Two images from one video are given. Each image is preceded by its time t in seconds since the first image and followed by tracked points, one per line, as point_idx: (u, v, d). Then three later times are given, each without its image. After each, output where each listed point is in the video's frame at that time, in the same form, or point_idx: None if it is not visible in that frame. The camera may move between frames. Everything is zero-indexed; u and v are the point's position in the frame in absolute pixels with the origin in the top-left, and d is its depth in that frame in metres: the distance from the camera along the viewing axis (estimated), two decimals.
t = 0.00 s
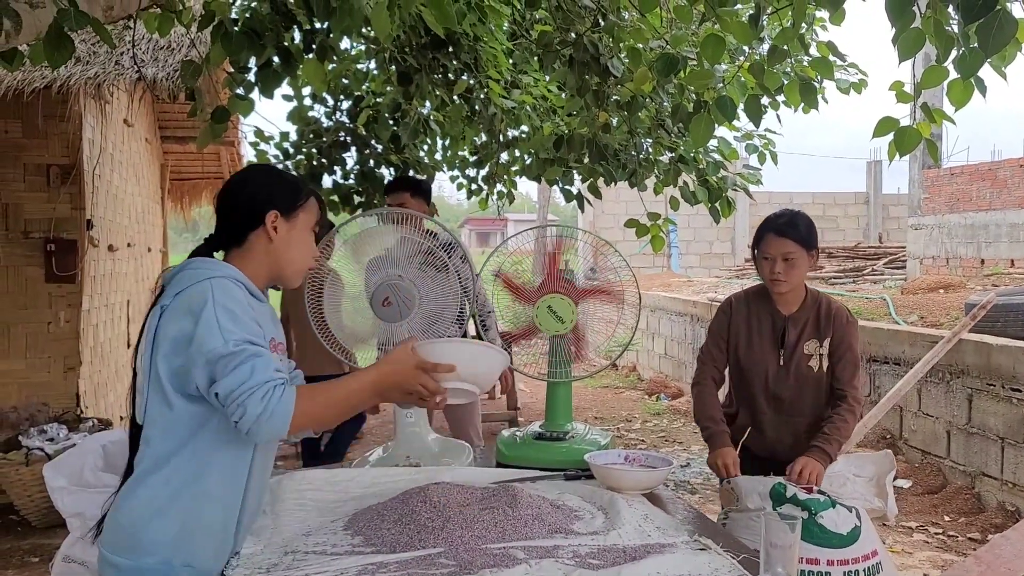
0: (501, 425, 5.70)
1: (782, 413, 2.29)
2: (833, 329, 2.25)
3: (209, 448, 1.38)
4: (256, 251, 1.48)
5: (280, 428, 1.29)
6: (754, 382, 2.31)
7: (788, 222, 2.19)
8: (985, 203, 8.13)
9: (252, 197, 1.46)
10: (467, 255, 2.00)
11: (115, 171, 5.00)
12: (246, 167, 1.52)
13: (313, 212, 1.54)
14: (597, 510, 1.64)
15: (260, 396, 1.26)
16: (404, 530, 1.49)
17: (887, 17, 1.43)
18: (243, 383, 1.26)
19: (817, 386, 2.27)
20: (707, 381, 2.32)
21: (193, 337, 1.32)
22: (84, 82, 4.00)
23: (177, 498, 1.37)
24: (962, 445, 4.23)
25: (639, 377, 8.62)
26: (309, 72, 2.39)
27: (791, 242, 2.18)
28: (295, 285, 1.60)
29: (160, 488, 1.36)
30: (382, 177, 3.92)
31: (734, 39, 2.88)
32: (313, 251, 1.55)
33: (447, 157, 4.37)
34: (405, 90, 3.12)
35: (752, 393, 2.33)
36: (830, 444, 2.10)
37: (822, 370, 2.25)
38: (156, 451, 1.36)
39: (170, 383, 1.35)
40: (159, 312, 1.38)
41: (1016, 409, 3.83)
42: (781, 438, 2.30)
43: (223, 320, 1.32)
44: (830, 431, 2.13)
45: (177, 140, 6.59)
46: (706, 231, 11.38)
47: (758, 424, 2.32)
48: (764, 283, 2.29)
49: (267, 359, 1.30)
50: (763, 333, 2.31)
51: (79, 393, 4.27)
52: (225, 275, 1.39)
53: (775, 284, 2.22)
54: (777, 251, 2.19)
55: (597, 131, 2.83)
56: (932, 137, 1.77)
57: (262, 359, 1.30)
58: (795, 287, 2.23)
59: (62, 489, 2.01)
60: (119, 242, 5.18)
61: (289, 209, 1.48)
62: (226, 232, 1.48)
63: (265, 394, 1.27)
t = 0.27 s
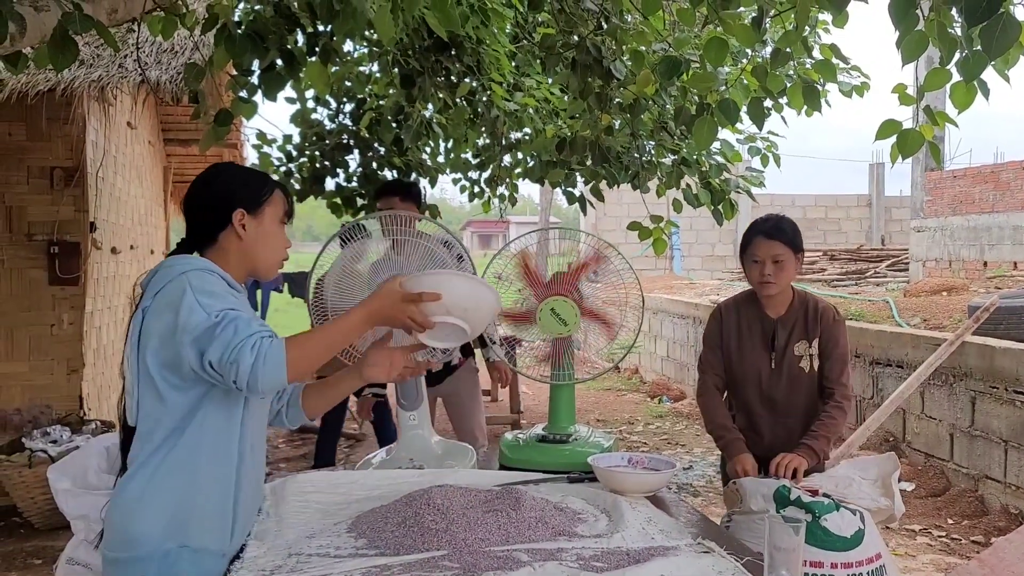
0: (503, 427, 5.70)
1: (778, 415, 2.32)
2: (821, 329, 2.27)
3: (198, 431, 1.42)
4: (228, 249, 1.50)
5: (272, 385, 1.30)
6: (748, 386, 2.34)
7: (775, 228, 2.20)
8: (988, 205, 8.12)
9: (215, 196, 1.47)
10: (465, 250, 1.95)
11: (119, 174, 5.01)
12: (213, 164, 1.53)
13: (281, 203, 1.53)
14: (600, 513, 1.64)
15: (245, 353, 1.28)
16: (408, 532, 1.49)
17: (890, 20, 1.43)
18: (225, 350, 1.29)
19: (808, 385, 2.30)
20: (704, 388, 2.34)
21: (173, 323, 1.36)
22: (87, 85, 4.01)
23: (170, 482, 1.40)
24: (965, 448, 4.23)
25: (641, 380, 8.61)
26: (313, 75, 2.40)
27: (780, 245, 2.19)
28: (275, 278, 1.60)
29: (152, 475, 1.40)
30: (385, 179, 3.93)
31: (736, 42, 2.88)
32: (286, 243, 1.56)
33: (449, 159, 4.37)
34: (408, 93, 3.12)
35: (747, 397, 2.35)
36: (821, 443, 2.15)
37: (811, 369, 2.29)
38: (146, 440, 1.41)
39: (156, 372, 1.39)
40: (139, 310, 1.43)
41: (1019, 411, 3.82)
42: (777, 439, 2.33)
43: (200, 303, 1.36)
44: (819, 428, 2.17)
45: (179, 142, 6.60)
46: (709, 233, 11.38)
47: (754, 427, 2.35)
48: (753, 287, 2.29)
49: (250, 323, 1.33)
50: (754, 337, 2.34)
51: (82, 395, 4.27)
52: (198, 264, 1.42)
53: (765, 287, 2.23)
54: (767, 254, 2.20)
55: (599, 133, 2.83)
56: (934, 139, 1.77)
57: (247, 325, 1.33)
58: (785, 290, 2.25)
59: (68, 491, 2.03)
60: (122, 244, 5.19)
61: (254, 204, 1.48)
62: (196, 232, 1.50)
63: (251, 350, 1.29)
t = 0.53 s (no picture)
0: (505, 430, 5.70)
1: (776, 420, 2.33)
2: (813, 332, 2.29)
3: (193, 422, 1.43)
4: (210, 253, 1.50)
5: (266, 356, 1.30)
6: (745, 392, 2.35)
7: (771, 235, 2.21)
8: (990, 210, 8.11)
9: (192, 201, 1.48)
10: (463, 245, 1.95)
11: (121, 176, 5.02)
12: (193, 171, 1.54)
13: (258, 201, 1.52)
14: (602, 517, 1.64)
15: (236, 328, 1.29)
16: (410, 535, 1.49)
17: (893, 25, 1.43)
18: (216, 330, 1.30)
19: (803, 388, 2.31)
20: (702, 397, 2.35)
21: (164, 313, 1.37)
22: (91, 88, 4.02)
23: (167, 472, 1.41)
24: (968, 453, 4.22)
25: (643, 383, 8.61)
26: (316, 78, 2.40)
27: (778, 251, 2.20)
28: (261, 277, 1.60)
29: (149, 466, 1.41)
30: (387, 182, 3.95)
31: (739, 46, 2.89)
32: (268, 240, 1.55)
33: (451, 162, 4.37)
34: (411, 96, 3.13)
35: (744, 403, 2.36)
36: (820, 444, 2.15)
37: (805, 372, 2.30)
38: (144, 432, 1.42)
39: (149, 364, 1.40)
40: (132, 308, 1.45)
41: (1022, 416, 3.81)
42: (775, 443, 2.34)
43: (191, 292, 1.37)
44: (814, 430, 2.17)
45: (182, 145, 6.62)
46: (711, 237, 11.38)
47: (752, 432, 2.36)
48: (752, 293, 2.28)
49: (241, 303, 1.34)
50: (749, 343, 2.35)
51: (85, 397, 4.28)
52: (187, 264, 1.43)
53: (767, 294, 2.22)
54: (769, 260, 2.21)
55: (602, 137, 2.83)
56: (937, 144, 1.78)
57: (239, 306, 1.34)
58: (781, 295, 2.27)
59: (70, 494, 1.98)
60: (124, 246, 5.19)
61: (228, 205, 1.48)
62: (176, 238, 1.51)
63: (242, 325, 1.30)
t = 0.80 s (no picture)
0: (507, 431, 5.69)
1: (778, 422, 2.33)
2: (818, 335, 2.29)
3: (194, 411, 1.43)
4: (200, 257, 1.51)
5: (267, 328, 1.32)
6: (747, 393, 2.35)
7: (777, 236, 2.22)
8: (993, 212, 8.09)
9: (179, 206, 1.49)
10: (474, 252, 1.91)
11: (124, 177, 5.03)
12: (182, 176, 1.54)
13: (245, 203, 1.52)
14: (604, 518, 1.63)
15: (235, 303, 1.31)
16: (412, 537, 1.49)
17: (896, 28, 1.43)
18: (216, 309, 1.33)
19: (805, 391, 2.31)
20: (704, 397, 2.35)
21: (161, 304, 1.39)
22: (94, 89, 4.03)
23: (170, 462, 1.41)
24: (970, 455, 4.21)
25: (645, 385, 8.60)
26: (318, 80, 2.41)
27: (786, 253, 2.20)
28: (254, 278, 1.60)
29: (152, 456, 1.41)
30: (390, 184, 3.96)
31: (741, 48, 2.88)
32: (257, 241, 1.55)
33: (454, 163, 4.38)
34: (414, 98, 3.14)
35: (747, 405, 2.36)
36: (818, 444, 2.14)
37: (808, 374, 2.30)
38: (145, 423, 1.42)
39: (148, 354, 1.42)
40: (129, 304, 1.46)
41: None
42: (779, 445, 2.34)
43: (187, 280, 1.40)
44: (813, 431, 2.16)
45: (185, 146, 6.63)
46: (713, 239, 11.37)
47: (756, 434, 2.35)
48: (759, 295, 2.28)
49: (239, 282, 1.37)
50: (752, 344, 2.35)
51: (87, 398, 4.28)
52: (179, 265, 1.45)
53: (776, 296, 2.22)
54: (779, 263, 2.20)
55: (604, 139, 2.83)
56: (940, 146, 1.78)
57: (235, 285, 1.37)
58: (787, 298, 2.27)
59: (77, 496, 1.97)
60: (127, 247, 5.20)
61: (214, 207, 1.48)
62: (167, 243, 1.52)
63: (241, 299, 1.32)
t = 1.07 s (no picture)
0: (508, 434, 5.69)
1: (804, 430, 2.30)
2: (850, 343, 2.25)
3: (196, 410, 1.42)
4: (197, 259, 1.51)
5: (273, 324, 1.32)
6: (774, 400, 2.31)
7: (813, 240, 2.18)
8: (995, 215, 8.08)
9: (176, 207, 1.48)
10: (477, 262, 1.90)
11: (126, 179, 5.03)
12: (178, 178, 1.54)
13: (242, 205, 1.52)
14: (606, 521, 1.63)
15: (241, 300, 1.31)
16: (413, 539, 1.49)
17: (899, 30, 1.43)
18: (221, 307, 1.33)
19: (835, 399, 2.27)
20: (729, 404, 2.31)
21: (162, 304, 1.39)
22: (97, 91, 4.04)
23: (171, 460, 1.41)
24: (972, 458, 4.21)
25: (646, 387, 8.59)
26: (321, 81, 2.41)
27: (820, 258, 2.16)
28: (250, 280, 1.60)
29: (154, 455, 1.40)
30: (391, 186, 3.95)
31: (743, 50, 2.88)
32: (255, 244, 1.55)
33: (456, 165, 4.38)
34: (415, 99, 3.14)
35: (774, 411, 2.32)
36: (850, 454, 2.12)
37: (839, 383, 2.26)
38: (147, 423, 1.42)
39: (150, 353, 1.41)
40: (127, 305, 1.46)
41: None
42: (807, 454, 2.30)
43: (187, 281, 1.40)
44: (845, 441, 2.14)
45: (186, 147, 6.64)
46: (714, 241, 11.36)
47: (784, 441, 2.32)
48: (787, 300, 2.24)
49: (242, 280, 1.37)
50: (781, 349, 2.31)
51: (88, 399, 4.28)
52: (179, 267, 1.45)
53: (804, 302, 2.19)
54: (810, 270, 2.17)
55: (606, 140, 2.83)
56: (942, 149, 1.77)
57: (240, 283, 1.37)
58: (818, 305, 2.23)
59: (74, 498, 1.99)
60: (129, 249, 5.21)
61: (211, 209, 1.48)
62: (164, 244, 1.52)
63: (246, 296, 1.32)
